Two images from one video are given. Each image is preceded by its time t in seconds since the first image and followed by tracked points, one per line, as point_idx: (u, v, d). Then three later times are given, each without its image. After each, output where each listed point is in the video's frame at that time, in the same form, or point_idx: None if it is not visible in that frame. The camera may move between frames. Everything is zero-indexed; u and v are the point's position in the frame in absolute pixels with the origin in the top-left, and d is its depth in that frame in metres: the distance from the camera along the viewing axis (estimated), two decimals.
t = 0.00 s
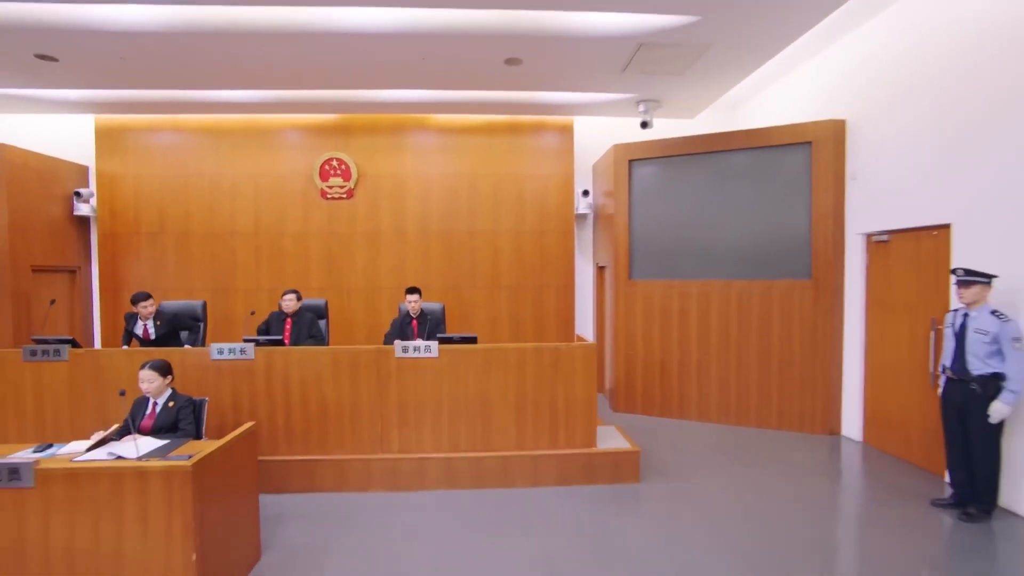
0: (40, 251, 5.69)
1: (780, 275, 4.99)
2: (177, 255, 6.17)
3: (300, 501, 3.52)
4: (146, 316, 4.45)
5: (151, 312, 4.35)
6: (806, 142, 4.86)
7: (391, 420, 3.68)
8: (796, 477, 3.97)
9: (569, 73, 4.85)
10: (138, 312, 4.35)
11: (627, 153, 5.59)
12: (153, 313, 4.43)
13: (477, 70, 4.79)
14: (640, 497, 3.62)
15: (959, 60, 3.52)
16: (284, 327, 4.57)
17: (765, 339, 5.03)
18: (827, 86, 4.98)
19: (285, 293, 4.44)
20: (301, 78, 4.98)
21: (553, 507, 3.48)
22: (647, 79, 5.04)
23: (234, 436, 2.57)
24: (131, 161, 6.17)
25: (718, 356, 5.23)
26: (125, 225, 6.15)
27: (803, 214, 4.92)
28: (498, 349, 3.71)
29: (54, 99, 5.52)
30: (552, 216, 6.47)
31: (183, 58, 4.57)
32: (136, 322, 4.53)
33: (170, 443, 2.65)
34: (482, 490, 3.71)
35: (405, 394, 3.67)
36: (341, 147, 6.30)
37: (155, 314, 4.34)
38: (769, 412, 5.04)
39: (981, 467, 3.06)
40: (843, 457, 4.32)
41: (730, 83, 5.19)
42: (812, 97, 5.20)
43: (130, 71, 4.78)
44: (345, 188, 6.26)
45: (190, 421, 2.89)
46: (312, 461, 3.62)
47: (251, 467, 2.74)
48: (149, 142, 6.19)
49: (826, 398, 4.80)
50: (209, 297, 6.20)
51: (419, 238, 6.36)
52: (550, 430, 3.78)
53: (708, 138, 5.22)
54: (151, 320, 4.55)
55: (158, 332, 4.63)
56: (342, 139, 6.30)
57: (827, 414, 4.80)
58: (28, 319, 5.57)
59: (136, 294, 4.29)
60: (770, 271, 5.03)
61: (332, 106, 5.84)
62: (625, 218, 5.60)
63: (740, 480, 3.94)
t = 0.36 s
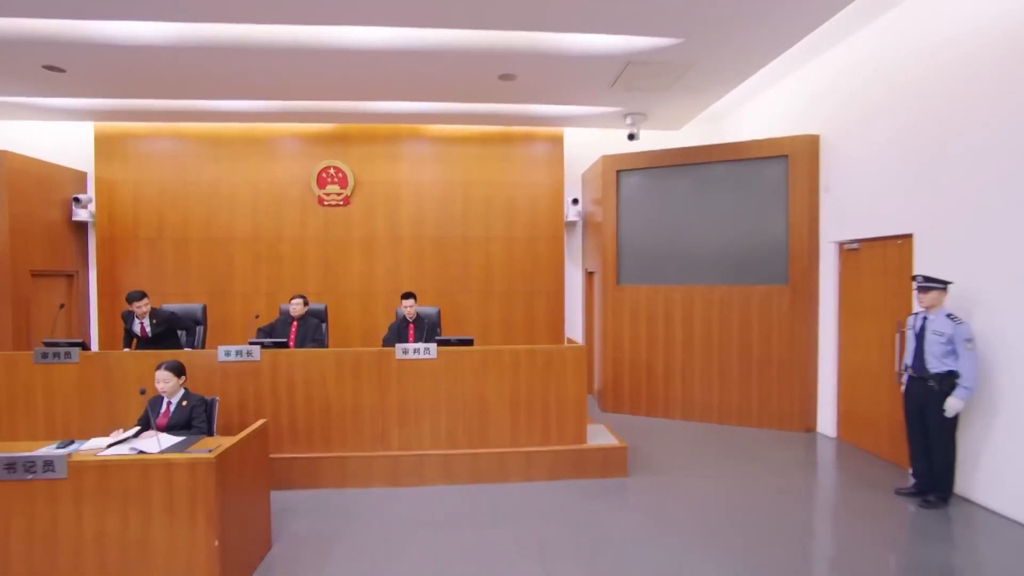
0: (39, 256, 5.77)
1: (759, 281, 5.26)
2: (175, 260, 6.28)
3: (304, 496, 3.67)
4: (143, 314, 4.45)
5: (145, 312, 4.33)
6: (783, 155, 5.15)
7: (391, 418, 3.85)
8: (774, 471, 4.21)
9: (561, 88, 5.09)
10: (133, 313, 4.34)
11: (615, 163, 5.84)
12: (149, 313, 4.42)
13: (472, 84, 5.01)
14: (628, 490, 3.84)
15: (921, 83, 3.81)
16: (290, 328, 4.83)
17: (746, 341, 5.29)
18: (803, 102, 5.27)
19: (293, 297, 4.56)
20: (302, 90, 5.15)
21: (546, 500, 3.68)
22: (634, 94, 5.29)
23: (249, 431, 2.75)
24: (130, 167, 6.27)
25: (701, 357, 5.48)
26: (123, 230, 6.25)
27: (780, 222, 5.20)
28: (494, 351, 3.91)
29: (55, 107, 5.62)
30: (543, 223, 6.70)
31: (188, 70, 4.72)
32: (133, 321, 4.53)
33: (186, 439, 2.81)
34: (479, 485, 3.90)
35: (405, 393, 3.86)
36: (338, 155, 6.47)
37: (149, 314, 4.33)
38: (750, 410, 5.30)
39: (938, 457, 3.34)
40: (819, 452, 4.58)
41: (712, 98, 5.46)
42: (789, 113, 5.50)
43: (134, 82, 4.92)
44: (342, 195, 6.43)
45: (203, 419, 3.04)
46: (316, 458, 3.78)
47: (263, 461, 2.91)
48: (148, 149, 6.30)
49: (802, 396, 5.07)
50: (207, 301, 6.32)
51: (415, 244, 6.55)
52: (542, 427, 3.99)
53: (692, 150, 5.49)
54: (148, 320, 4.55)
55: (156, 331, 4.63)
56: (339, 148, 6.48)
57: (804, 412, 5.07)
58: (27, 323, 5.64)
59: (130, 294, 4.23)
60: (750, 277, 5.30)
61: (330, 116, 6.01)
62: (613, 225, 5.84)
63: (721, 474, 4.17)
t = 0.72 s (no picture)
0: (31, 260, 5.80)
1: (737, 286, 5.54)
2: (168, 264, 6.35)
3: (304, 493, 3.82)
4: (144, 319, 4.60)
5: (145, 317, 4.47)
6: (758, 167, 5.45)
7: (388, 417, 4.02)
8: (750, 465, 4.47)
9: (548, 101, 5.32)
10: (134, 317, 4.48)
11: (600, 173, 6.09)
12: (151, 318, 4.55)
13: (464, 96, 5.21)
14: (613, 484, 4.06)
15: (882, 104, 4.12)
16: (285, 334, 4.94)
17: (724, 343, 5.56)
18: (777, 118, 5.58)
19: (285, 302, 4.72)
20: (298, 101, 5.31)
21: (536, 494, 3.88)
22: (618, 108, 5.54)
23: (257, 429, 2.91)
24: (122, 172, 6.33)
25: (682, 358, 5.75)
26: (116, 234, 6.30)
27: (756, 230, 5.50)
28: (486, 353, 4.11)
29: (49, 113, 5.68)
30: (530, 230, 6.92)
31: (186, 80, 4.84)
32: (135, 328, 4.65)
33: (195, 437, 2.95)
34: (472, 481, 4.09)
35: (401, 394, 4.03)
36: (331, 162, 6.61)
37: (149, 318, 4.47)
38: (728, 409, 5.57)
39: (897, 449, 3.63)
40: (791, 447, 4.86)
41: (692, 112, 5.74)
42: (764, 127, 5.80)
43: (132, 90, 5.01)
44: (334, 202, 6.57)
45: (210, 418, 3.18)
46: (315, 456, 3.93)
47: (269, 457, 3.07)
48: (140, 155, 6.37)
49: (776, 395, 5.37)
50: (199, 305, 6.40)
51: (406, 249, 6.71)
52: (532, 425, 4.20)
53: (673, 161, 5.75)
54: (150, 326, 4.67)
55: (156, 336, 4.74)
56: (331, 155, 6.62)
57: (778, 409, 5.37)
58: (18, 326, 5.66)
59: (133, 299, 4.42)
60: (727, 282, 5.58)
61: (324, 125, 6.17)
62: (598, 232, 6.09)
63: (701, 468, 4.42)
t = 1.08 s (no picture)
0: (19, 263, 5.80)
1: (714, 289, 5.82)
2: (158, 267, 6.40)
3: (302, 489, 3.96)
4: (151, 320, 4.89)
5: (150, 316, 4.75)
6: (734, 177, 5.75)
7: (383, 416, 4.19)
8: (726, 458, 4.74)
9: (536, 111, 5.53)
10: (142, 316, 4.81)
11: (584, 180, 6.32)
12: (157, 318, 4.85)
13: (454, 106, 5.40)
14: (598, 477, 4.29)
15: (846, 121, 4.43)
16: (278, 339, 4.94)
17: (702, 343, 5.84)
18: (752, 130, 5.88)
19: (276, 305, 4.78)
20: (292, 109, 5.45)
21: (526, 487, 4.08)
22: (602, 118, 5.79)
23: (262, 427, 3.06)
24: (111, 176, 6.37)
25: (663, 358, 6.01)
26: (105, 237, 6.33)
27: (732, 236, 5.79)
28: (477, 354, 4.30)
29: (39, 117, 5.70)
30: (517, 234, 7.13)
31: (181, 88, 4.94)
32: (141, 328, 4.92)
33: (201, 435, 3.07)
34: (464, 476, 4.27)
35: (396, 393, 4.20)
36: (321, 168, 6.73)
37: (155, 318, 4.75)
38: (706, 406, 5.85)
39: (859, 441, 3.92)
40: (764, 442, 5.15)
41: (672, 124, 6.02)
42: (740, 138, 6.10)
43: (126, 97, 5.09)
44: (325, 206, 6.69)
45: (213, 417, 3.30)
46: (312, 454, 4.07)
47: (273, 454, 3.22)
48: (130, 158, 6.41)
49: (751, 392, 5.66)
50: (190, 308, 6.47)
51: (395, 253, 6.86)
52: (521, 423, 4.40)
53: (655, 170, 6.01)
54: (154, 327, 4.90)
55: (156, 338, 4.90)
56: (322, 161, 6.74)
57: (752, 406, 5.66)
58: (7, 329, 5.67)
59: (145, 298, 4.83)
60: (705, 285, 5.85)
61: (315, 131, 6.29)
62: (583, 237, 6.32)
63: (680, 461, 4.67)
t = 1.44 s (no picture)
0: (8, 265, 5.79)
1: (694, 291, 6.09)
2: (148, 270, 6.44)
3: (300, 486, 4.10)
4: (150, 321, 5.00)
5: (151, 318, 4.90)
6: (712, 184, 6.03)
7: (378, 414, 4.35)
8: (705, 452, 5.00)
9: (523, 120, 5.73)
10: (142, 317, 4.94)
11: (570, 186, 6.55)
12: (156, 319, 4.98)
13: (445, 114, 5.58)
14: (584, 470, 4.51)
15: (815, 134, 4.73)
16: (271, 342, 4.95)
17: (682, 343, 6.11)
18: (729, 140, 6.18)
19: (269, 307, 4.82)
20: (284, 114, 5.57)
21: (516, 481, 4.28)
22: (587, 127, 6.01)
23: (267, 424, 3.20)
24: (101, 178, 6.39)
25: (645, 357, 6.26)
26: (95, 240, 6.35)
27: (710, 240, 6.07)
28: (468, 354, 4.49)
29: (29, 120, 5.72)
30: (504, 237, 7.32)
31: (176, 94, 5.03)
32: (140, 331, 5.02)
33: (207, 433, 3.20)
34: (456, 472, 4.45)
35: (391, 392, 4.37)
36: (312, 172, 6.84)
37: (156, 320, 4.89)
38: (686, 403, 6.12)
39: (826, 433, 4.21)
40: (741, 436, 5.43)
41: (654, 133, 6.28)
42: (718, 147, 6.39)
43: (120, 102, 5.16)
44: (316, 210, 6.80)
45: (217, 416, 3.43)
46: (309, 452, 4.21)
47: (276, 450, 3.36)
48: (120, 161, 6.44)
49: (728, 390, 5.95)
50: (181, 309, 6.52)
51: (386, 256, 7.00)
52: (510, 419, 4.61)
53: (637, 177, 6.26)
54: (152, 329, 5.03)
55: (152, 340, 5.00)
56: (313, 165, 6.85)
57: (729, 402, 5.95)
58: None
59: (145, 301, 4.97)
60: (685, 288, 6.12)
61: (307, 136, 6.41)
62: (569, 240, 6.54)
63: (661, 455, 4.92)
